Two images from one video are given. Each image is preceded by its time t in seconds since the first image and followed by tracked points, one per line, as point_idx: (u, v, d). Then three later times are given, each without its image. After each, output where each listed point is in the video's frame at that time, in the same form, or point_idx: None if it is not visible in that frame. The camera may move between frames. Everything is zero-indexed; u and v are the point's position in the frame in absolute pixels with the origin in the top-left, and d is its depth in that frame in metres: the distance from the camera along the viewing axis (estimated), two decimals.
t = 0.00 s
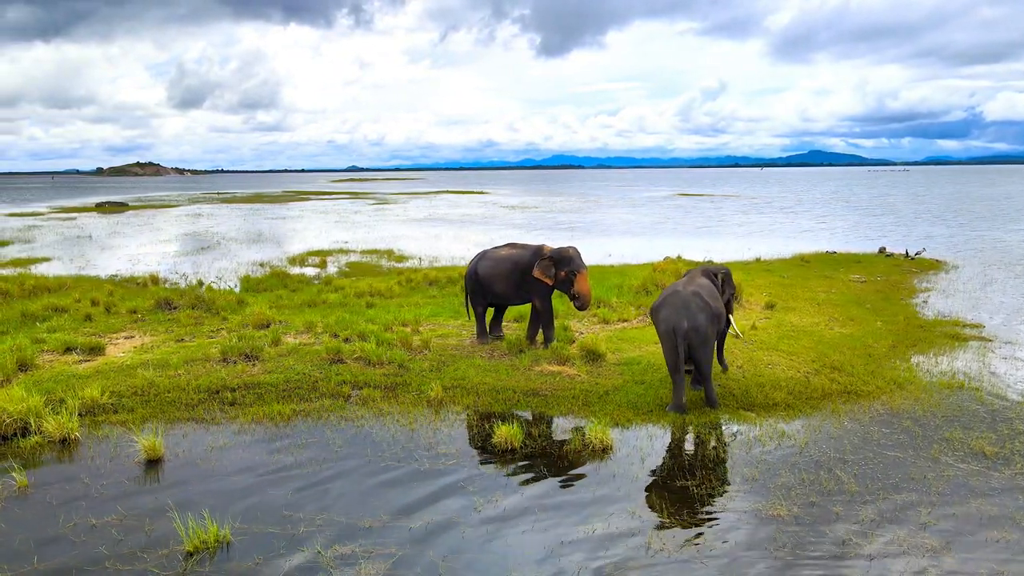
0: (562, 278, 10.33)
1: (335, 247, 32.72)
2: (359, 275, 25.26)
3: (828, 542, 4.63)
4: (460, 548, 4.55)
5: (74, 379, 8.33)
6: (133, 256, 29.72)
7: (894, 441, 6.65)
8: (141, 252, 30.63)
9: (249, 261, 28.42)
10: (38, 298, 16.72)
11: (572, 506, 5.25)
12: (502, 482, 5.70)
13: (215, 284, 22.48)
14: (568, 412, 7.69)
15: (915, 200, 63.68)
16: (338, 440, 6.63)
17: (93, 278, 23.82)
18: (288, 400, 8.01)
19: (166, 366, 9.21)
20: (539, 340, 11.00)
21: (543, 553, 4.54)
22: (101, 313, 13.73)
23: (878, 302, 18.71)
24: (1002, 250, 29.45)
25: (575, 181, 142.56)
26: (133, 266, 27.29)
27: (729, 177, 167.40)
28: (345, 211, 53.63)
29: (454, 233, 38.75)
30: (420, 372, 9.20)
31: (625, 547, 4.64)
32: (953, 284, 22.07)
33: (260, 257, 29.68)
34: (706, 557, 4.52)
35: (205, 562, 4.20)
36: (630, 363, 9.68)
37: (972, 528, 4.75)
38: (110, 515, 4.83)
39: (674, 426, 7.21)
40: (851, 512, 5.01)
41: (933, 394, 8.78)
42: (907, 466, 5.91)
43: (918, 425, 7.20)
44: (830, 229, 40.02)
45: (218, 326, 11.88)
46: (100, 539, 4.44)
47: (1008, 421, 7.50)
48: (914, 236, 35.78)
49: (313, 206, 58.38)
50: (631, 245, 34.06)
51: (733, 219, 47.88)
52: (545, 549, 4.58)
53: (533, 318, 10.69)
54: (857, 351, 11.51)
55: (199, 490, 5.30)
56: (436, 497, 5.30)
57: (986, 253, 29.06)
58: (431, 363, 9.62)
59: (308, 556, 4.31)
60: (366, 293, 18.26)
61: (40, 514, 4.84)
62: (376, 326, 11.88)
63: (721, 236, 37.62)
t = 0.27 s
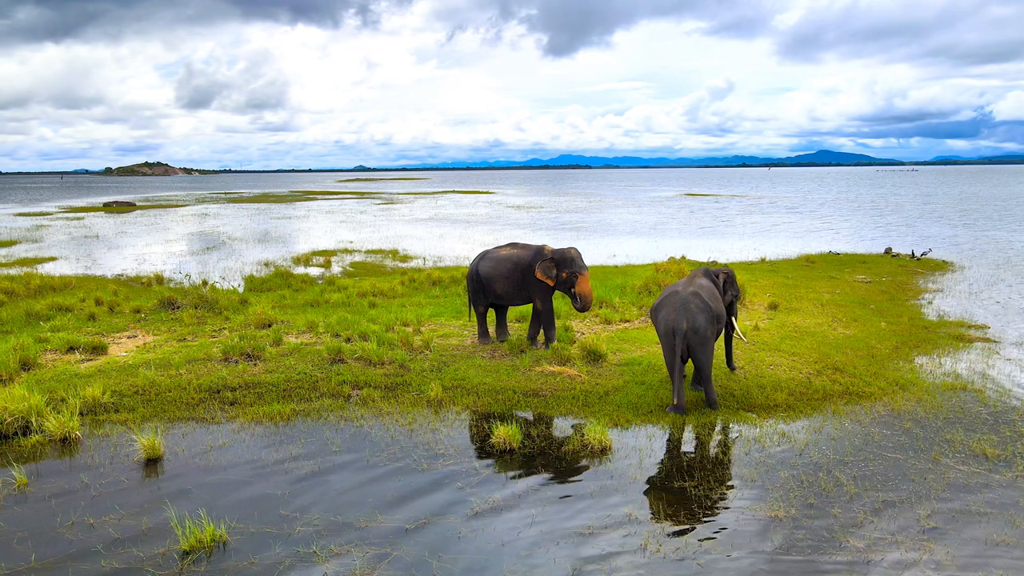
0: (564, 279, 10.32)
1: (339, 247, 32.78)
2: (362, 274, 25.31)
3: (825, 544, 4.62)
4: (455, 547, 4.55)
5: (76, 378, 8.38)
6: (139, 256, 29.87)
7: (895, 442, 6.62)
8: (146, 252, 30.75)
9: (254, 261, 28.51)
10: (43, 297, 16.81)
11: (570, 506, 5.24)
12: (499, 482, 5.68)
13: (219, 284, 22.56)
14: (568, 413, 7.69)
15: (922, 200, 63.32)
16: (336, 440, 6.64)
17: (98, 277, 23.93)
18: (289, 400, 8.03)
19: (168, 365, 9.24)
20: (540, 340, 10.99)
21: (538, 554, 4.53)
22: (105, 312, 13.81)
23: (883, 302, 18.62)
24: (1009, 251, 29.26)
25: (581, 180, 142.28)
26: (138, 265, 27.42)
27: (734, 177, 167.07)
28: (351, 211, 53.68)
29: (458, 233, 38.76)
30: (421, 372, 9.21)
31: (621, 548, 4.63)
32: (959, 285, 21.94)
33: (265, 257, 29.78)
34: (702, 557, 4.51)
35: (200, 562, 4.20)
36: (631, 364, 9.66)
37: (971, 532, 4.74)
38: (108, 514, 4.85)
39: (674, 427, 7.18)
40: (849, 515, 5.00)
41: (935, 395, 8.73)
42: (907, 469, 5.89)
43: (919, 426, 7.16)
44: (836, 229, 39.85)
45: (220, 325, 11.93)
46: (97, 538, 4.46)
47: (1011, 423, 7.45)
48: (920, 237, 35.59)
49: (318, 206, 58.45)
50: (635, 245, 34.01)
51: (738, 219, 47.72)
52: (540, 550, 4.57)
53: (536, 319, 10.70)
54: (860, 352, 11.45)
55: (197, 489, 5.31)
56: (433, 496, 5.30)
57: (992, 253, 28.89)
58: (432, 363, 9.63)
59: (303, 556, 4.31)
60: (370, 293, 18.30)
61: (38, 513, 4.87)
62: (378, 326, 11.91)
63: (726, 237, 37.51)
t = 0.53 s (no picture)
0: (564, 279, 10.31)
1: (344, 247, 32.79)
2: (366, 274, 25.33)
3: (823, 548, 4.62)
4: (451, 548, 4.55)
5: (78, 377, 8.41)
6: (144, 255, 29.97)
7: (896, 444, 6.59)
8: (152, 252, 30.84)
9: (258, 261, 28.57)
10: (48, 297, 16.90)
11: (567, 507, 5.24)
12: (497, 483, 5.68)
13: (223, 283, 22.60)
14: (567, 413, 7.68)
15: (928, 200, 63.00)
16: (335, 440, 6.64)
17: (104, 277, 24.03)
18: (289, 399, 8.05)
19: (170, 365, 9.27)
20: (542, 341, 10.98)
21: (534, 555, 4.53)
22: (108, 312, 13.86)
23: (887, 303, 18.53)
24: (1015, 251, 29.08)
25: (586, 180, 142.13)
26: (143, 265, 27.51)
27: (739, 177, 166.64)
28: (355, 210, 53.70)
29: (462, 233, 38.75)
30: (422, 372, 9.22)
31: (617, 549, 4.63)
32: (965, 286, 21.82)
33: (270, 257, 29.83)
34: (699, 559, 4.50)
35: (196, 561, 4.21)
36: (631, 364, 9.64)
37: (969, 534, 4.73)
38: (106, 514, 4.87)
39: (674, 428, 7.16)
40: (846, 518, 5.00)
41: (938, 396, 8.68)
42: (906, 470, 5.87)
43: (921, 427, 7.13)
44: (841, 229, 39.67)
45: (223, 325, 11.95)
46: (95, 537, 4.47)
47: (1013, 425, 7.40)
48: (926, 237, 35.38)
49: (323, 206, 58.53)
50: (639, 245, 33.93)
51: (744, 219, 47.53)
52: (536, 551, 4.57)
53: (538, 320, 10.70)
54: (863, 353, 11.40)
55: (195, 489, 5.33)
56: (431, 496, 5.31)
57: (999, 254, 28.71)
58: (432, 363, 9.64)
59: (298, 556, 4.31)
60: (372, 293, 18.31)
61: (37, 512, 4.89)
62: (379, 326, 11.91)
63: (730, 237, 37.40)
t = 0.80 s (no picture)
0: (565, 279, 10.32)
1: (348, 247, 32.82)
2: (370, 274, 25.37)
3: (820, 550, 4.60)
4: (447, 547, 4.56)
5: (81, 377, 8.45)
6: (150, 255, 30.09)
7: (896, 445, 6.55)
8: (158, 251, 30.97)
9: (263, 260, 28.64)
10: (53, 296, 16.98)
11: (564, 508, 5.23)
12: (494, 483, 5.68)
13: (228, 283, 22.68)
14: (567, 414, 7.67)
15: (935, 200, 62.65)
16: (334, 439, 6.65)
17: (109, 277, 24.14)
18: (290, 399, 8.07)
19: (172, 364, 9.31)
20: (543, 340, 10.96)
21: (530, 555, 4.52)
22: (112, 311, 13.92)
23: (892, 303, 18.44)
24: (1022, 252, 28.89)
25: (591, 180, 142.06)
26: (148, 264, 27.63)
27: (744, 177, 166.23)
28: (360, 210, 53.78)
29: (466, 233, 38.76)
30: (422, 372, 9.22)
31: (613, 550, 4.62)
32: (971, 286, 21.69)
33: (274, 257, 29.89)
34: (694, 560, 4.49)
35: (192, 560, 4.22)
36: (632, 365, 9.62)
37: (968, 537, 4.71)
38: (104, 512, 4.88)
39: (673, 429, 7.14)
40: (845, 519, 4.99)
41: (940, 397, 8.63)
42: (906, 472, 5.84)
43: (922, 429, 7.09)
44: (847, 230, 39.49)
45: (225, 324, 11.98)
46: (92, 536, 4.48)
47: (1016, 426, 7.35)
48: (932, 237, 35.18)
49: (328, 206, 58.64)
50: (643, 245, 33.86)
51: (749, 219, 47.37)
52: (532, 551, 4.57)
53: (539, 320, 10.69)
54: (866, 354, 11.34)
55: (193, 488, 5.34)
56: (428, 495, 5.31)
57: (1006, 254, 28.52)
58: (433, 363, 9.65)
59: (294, 555, 4.32)
60: (375, 293, 18.34)
61: (36, 510, 4.91)
62: (381, 326, 11.93)
63: (735, 237, 37.28)
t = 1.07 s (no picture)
0: (566, 280, 10.33)
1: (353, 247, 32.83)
2: (374, 274, 25.40)
3: (817, 552, 4.59)
4: (442, 547, 4.56)
5: (83, 376, 8.49)
6: (155, 254, 30.20)
7: (897, 447, 6.52)
8: (163, 251, 31.08)
9: (267, 260, 28.69)
10: (57, 296, 17.05)
11: (560, 508, 5.23)
12: (491, 483, 5.68)
13: (232, 283, 22.75)
14: (566, 414, 7.66)
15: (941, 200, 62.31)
16: (333, 439, 6.66)
17: (114, 276, 24.25)
18: (290, 399, 8.08)
19: (173, 363, 9.34)
20: (544, 340, 10.95)
21: (526, 556, 4.52)
22: (115, 310, 13.99)
23: (896, 304, 18.35)
24: None
25: (595, 180, 141.95)
26: (153, 264, 27.73)
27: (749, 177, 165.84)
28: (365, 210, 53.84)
29: (470, 233, 38.78)
30: (423, 372, 9.23)
31: (608, 551, 4.61)
32: (976, 286, 21.58)
33: (279, 257, 29.91)
34: (689, 562, 4.49)
35: (188, 559, 4.24)
36: (633, 365, 9.60)
37: (966, 539, 4.69)
38: (102, 511, 4.91)
39: (673, 430, 7.12)
40: (843, 521, 4.98)
41: (943, 399, 8.58)
42: (906, 474, 5.81)
43: (923, 430, 7.05)
44: (852, 229, 39.32)
45: (227, 324, 12.01)
46: (90, 534, 4.50)
47: (1018, 428, 7.29)
48: (938, 237, 34.99)
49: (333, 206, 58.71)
50: (647, 245, 33.79)
51: (754, 219, 47.22)
52: (528, 552, 4.57)
53: (539, 321, 10.69)
54: (869, 354, 11.28)
55: (192, 487, 5.36)
56: (424, 496, 5.32)
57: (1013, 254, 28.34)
58: (434, 363, 9.66)
59: (289, 555, 4.33)
60: (378, 293, 18.36)
61: (34, 509, 4.93)
62: (382, 326, 11.94)
63: (739, 237, 37.16)
